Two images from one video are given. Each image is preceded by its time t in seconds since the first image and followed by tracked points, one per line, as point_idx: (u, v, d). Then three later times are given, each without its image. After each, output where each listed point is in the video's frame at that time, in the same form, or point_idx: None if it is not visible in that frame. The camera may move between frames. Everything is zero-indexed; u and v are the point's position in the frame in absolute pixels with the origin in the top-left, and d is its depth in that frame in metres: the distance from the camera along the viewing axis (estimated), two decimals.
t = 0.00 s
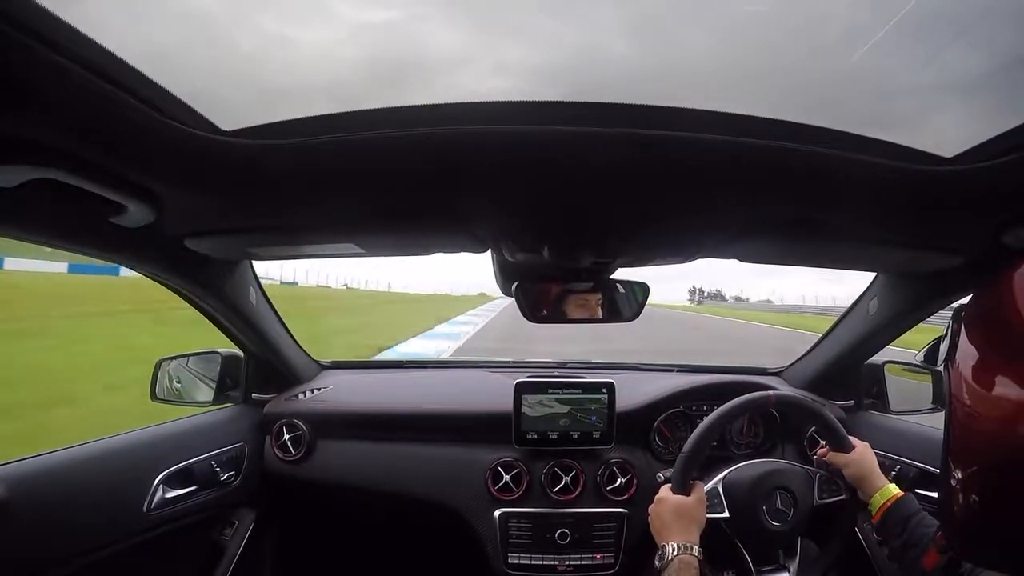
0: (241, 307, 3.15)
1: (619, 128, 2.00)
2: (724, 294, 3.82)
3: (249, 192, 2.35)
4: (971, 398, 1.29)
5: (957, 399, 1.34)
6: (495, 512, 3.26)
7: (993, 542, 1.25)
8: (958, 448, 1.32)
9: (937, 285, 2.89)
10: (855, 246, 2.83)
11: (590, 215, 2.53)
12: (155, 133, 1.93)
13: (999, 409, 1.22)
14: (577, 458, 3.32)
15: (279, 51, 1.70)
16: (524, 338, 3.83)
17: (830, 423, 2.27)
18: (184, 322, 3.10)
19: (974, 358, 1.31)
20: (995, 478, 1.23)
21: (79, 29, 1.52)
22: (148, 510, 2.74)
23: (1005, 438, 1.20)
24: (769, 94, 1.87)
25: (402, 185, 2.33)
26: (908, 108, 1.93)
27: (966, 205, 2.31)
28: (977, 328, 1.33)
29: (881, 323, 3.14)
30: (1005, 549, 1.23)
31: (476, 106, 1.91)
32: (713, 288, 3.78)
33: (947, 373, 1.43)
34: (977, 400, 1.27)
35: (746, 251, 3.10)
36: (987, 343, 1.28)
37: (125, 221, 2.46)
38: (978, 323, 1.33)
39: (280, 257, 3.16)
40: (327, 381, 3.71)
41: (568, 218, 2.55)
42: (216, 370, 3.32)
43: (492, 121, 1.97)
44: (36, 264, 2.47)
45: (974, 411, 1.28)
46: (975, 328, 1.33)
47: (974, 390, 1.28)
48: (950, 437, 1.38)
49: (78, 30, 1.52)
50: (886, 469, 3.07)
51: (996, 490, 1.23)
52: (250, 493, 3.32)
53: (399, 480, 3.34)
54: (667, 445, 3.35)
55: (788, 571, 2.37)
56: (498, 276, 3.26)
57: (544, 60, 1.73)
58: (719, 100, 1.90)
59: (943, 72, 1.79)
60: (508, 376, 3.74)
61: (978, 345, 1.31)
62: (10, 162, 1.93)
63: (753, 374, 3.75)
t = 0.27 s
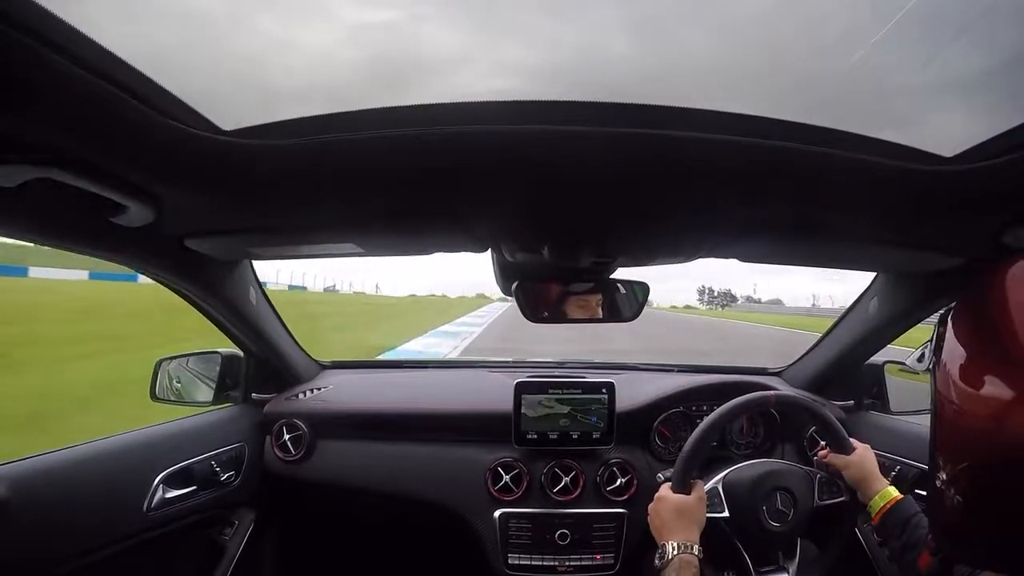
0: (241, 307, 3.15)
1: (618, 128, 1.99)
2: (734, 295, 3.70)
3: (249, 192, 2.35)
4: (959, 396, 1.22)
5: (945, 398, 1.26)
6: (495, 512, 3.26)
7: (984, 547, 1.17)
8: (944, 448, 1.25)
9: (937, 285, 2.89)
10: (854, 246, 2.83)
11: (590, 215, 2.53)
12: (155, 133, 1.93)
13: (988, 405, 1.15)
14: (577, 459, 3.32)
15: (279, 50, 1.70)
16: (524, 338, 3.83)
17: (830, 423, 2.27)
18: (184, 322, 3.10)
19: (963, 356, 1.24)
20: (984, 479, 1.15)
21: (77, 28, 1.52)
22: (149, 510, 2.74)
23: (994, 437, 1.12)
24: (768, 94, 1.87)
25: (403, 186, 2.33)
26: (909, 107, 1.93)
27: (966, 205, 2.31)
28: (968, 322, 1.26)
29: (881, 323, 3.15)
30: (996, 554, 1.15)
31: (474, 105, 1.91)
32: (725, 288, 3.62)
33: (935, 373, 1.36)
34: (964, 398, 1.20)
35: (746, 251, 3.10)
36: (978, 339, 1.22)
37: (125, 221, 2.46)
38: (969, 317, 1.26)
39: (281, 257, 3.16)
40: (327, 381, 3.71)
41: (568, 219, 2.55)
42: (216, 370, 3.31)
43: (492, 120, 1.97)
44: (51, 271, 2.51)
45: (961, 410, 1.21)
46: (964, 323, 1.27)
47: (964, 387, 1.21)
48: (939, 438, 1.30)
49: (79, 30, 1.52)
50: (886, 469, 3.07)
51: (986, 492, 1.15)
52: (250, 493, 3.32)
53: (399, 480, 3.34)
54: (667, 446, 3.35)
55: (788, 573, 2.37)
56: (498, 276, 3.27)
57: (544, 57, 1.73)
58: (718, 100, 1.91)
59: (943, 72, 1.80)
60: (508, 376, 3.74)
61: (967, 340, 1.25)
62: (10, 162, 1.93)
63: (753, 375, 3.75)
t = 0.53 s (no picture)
0: (241, 306, 3.16)
1: (618, 127, 1.99)
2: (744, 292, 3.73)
3: (249, 192, 2.35)
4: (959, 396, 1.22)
5: (946, 398, 1.26)
6: (494, 512, 3.26)
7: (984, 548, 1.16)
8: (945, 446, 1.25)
9: (937, 285, 2.89)
10: (854, 247, 2.83)
11: (590, 216, 2.53)
12: (155, 133, 1.94)
13: (990, 405, 1.14)
14: (577, 459, 3.32)
15: (279, 49, 1.70)
16: (524, 339, 3.82)
17: (830, 423, 2.27)
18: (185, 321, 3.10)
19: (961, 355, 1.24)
20: (986, 481, 1.14)
21: (78, 28, 1.52)
22: (148, 509, 2.74)
23: (992, 437, 1.12)
24: (768, 93, 1.87)
25: (403, 186, 2.34)
26: (908, 107, 1.94)
27: (966, 206, 2.31)
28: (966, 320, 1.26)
29: (881, 323, 3.14)
30: (997, 556, 1.14)
31: (474, 105, 1.92)
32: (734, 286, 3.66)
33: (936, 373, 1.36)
34: (965, 397, 1.20)
35: (746, 252, 3.10)
36: (976, 337, 1.22)
37: (126, 221, 2.47)
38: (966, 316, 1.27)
39: (281, 257, 3.16)
40: (327, 380, 3.71)
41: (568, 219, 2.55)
42: (217, 370, 3.32)
43: (492, 120, 1.97)
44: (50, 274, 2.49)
45: (963, 408, 1.21)
46: (963, 323, 1.27)
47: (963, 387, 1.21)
48: (939, 438, 1.29)
49: (79, 30, 1.52)
50: (886, 470, 3.07)
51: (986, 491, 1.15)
52: (249, 493, 3.32)
53: (399, 480, 3.35)
54: (667, 446, 3.35)
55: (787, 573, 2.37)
56: (498, 276, 3.27)
57: (545, 56, 1.73)
58: (718, 100, 1.91)
59: (943, 72, 1.80)
60: (508, 377, 3.74)
61: (966, 339, 1.25)
62: (10, 161, 1.93)
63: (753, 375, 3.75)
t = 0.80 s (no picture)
0: (241, 307, 3.16)
1: (618, 127, 1.99)
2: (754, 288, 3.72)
3: (249, 192, 2.35)
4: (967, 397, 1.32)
5: (954, 398, 1.36)
6: (495, 512, 3.26)
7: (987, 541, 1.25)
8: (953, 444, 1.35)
9: (937, 285, 2.89)
10: (854, 247, 2.83)
11: (590, 216, 2.53)
12: (155, 133, 1.93)
13: (997, 405, 1.24)
14: (577, 459, 3.32)
15: (280, 49, 1.70)
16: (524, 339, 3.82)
17: (830, 422, 2.26)
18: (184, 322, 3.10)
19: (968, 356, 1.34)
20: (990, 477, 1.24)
21: (77, 28, 1.52)
22: (148, 510, 2.73)
23: (998, 436, 1.22)
24: (768, 92, 1.87)
25: (403, 187, 2.34)
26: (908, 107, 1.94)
27: (966, 206, 2.31)
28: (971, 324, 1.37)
29: (881, 323, 3.14)
30: (1003, 555, 1.22)
31: (474, 105, 1.92)
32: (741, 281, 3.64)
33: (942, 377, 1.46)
34: (972, 398, 1.30)
35: (746, 251, 3.11)
36: (983, 341, 1.32)
37: (126, 221, 2.47)
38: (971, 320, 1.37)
39: (281, 257, 3.16)
40: (327, 381, 3.71)
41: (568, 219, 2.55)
42: (217, 372, 3.33)
43: (492, 120, 1.97)
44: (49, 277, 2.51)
45: (970, 408, 1.30)
46: (969, 326, 1.37)
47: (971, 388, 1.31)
48: (946, 437, 1.39)
49: (79, 30, 1.52)
50: (886, 470, 3.07)
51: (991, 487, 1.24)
52: (249, 493, 3.32)
53: (399, 481, 3.34)
54: (667, 446, 3.34)
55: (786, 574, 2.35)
56: (498, 276, 3.27)
57: (545, 55, 1.73)
58: (718, 100, 1.91)
59: (943, 71, 1.80)
60: (508, 377, 3.74)
61: (972, 341, 1.35)
62: (10, 161, 1.93)
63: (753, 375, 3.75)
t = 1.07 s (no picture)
0: (242, 307, 3.16)
1: (618, 126, 1.99)
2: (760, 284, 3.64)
3: (249, 192, 2.35)
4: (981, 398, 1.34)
5: (968, 399, 1.38)
6: (495, 511, 3.26)
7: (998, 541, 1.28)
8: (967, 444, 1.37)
9: (937, 284, 2.89)
10: (855, 246, 2.83)
11: (590, 216, 2.54)
12: (154, 133, 1.94)
13: (1008, 409, 1.25)
14: (577, 458, 3.32)
15: (279, 50, 1.70)
16: (524, 338, 3.82)
17: (831, 422, 2.29)
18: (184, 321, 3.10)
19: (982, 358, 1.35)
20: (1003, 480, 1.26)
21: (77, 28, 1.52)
22: (148, 510, 2.73)
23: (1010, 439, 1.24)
24: (766, 91, 1.87)
25: (403, 187, 2.34)
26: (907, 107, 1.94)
27: (966, 205, 2.31)
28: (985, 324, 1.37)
29: (881, 322, 3.14)
30: (1009, 557, 1.26)
31: (474, 105, 1.92)
32: (747, 277, 3.54)
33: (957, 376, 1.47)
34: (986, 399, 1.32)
35: (746, 251, 3.11)
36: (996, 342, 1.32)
37: (126, 221, 2.47)
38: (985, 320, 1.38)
39: (281, 257, 3.17)
40: (327, 380, 3.71)
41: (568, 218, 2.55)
42: (217, 371, 3.31)
43: (492, 119, 1.97)
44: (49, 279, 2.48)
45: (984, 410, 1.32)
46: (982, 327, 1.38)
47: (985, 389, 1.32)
48: (960, 436, 1.41)
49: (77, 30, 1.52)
50: (886, 469, 3.07)
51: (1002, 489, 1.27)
52: (249, 493, 3.32)
53: (399, 480, 3.35)
54: (667, 446, 3.34)
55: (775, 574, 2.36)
56: (498, 276, 3.27)
57: (545, 55, 1.74)
58: (717, 99, 1.90)
59: (941, 70, 1.80)
60: (509, 376, 3.74)
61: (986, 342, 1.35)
62: (10, 162, 1.93)
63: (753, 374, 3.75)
